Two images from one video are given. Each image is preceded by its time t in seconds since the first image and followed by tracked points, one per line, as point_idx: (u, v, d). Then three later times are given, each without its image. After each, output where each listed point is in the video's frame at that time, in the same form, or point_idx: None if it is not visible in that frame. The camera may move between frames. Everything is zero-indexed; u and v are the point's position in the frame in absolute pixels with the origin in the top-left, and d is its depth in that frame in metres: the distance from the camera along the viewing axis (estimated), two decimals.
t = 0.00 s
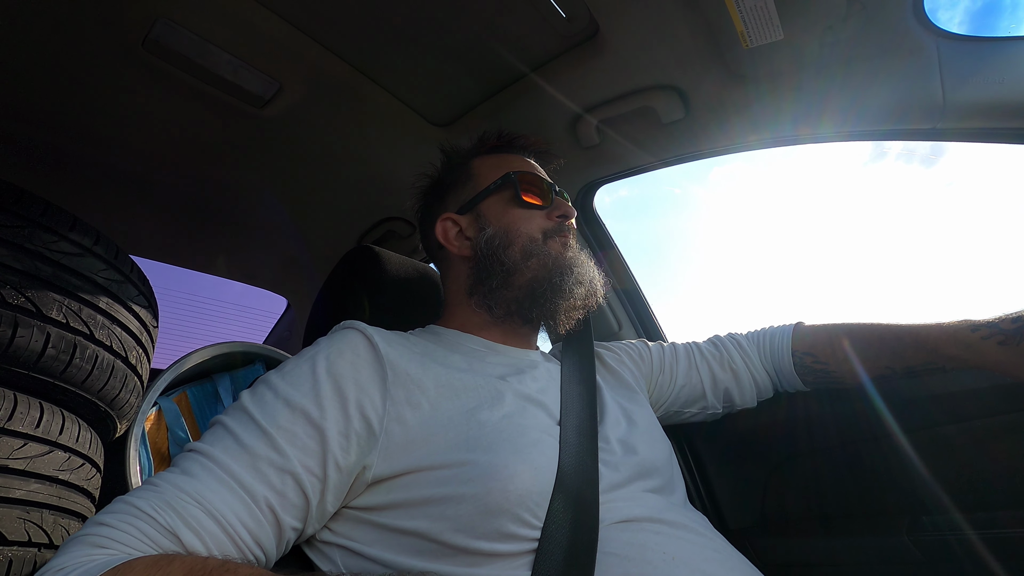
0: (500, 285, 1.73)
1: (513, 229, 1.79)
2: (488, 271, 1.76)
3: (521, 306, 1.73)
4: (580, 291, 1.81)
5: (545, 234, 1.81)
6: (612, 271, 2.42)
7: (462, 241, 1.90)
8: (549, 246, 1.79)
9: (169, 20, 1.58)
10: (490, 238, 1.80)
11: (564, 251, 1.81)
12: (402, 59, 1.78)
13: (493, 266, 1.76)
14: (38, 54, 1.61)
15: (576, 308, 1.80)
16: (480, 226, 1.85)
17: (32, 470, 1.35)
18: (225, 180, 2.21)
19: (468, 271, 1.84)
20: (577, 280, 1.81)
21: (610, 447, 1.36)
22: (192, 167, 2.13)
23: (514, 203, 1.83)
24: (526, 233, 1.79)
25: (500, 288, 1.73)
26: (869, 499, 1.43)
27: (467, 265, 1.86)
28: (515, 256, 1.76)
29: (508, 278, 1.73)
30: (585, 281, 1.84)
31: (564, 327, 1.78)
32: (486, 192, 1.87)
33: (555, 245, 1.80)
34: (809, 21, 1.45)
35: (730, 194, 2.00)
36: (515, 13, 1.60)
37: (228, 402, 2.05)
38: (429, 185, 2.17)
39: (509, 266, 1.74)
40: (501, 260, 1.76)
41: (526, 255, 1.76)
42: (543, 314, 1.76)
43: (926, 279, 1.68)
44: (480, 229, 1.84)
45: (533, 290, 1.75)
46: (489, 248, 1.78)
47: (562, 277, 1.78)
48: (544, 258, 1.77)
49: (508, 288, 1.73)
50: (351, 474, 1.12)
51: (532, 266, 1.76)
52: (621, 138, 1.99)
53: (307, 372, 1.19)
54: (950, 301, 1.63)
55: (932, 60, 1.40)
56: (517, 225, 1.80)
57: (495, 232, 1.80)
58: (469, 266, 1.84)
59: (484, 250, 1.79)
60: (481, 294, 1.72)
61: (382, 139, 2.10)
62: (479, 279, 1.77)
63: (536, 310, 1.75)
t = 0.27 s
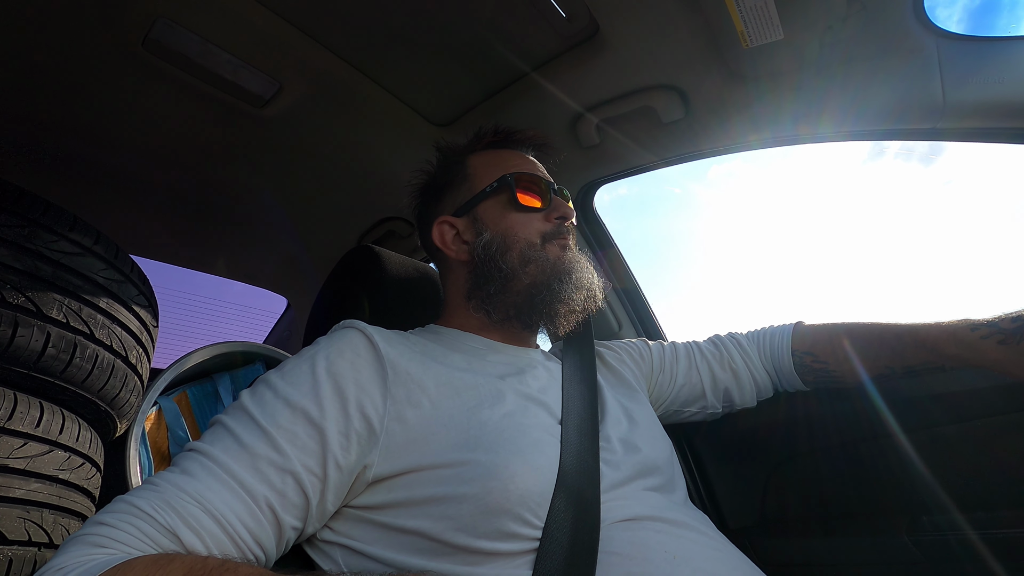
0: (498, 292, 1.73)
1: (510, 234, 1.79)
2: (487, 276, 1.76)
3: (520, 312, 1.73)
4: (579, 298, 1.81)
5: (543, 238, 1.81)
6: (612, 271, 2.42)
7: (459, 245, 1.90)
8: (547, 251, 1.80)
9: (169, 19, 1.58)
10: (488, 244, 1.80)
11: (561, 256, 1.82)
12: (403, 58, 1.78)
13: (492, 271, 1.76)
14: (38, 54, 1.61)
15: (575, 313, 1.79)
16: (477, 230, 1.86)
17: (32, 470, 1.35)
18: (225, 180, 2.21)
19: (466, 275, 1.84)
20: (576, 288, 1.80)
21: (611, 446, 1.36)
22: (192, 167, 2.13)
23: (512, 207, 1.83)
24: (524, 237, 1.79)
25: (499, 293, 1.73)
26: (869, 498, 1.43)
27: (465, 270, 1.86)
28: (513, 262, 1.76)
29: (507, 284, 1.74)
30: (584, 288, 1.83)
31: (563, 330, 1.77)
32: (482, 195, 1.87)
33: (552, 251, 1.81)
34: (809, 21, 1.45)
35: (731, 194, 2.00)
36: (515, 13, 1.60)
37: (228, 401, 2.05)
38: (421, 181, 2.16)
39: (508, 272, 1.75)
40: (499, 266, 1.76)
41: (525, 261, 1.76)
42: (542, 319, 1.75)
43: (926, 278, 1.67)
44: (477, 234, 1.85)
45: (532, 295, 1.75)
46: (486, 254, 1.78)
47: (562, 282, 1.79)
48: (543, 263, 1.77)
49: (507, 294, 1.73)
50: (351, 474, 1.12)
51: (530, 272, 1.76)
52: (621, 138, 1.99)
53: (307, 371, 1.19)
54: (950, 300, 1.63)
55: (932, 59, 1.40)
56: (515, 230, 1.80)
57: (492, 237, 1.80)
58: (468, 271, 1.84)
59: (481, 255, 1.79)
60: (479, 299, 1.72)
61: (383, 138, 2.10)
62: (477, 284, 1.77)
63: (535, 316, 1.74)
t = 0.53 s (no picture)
0: (496, 289, 1.73)
1: (506, 233, 1.79)
2: (484, 276, 1.76)
3: (518, 309, 1.73)
4: (576, 295, 1.81)
5: (539, 236, 1.81)
6: (612, 271, 2.42)
7: (456, 245, 1.91)
8: (543, 250, 1.79)
9: (169, 19, 1.57)
10: (484, 243, 1.80)
11: (557, 254, 1.81)
12: (403, 58, 1.78)
13: (488, 271, 1.76)
14: (38, 54, 1.61)
15: (572, 309, 1.79)
16: (474, 230, 1.86)
17: (32, 471, 1.35)
18: (225, 180, 2.21)
19: (464, 275, 1.84)
20: (573, 284, 1.80)
21: (611, 444, 1.36)
22: (192, 167, 2.13)
23: (506, 207, 1.83)
24: (520, 236, 1.79)
25: (496, 292, 1.73)
26: (870, 498, 1.43)
27: (462, 269, 1.86)
28: (510, 261, 1.76)
29: (504, 282, 1.74)
30: (580, 284, 1.83)
31: (559, 327, 1.78)
32: (476, 197, 1.87)
33: (548, 250, 1.80)
34: (809, 22, 1.45)
35: (731, 193, 2.00)
36: (516, 13, 1.60)
37: (228, 401, 2.05)
38: (422, 181, 2.16)
39: (504, 270, 1.75)
40: (495, 265, 1.76)
41: (521, 259, 1.76)
42: (540, 317, 1.75)
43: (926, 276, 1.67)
44: (473, 233, 1.85)
45: (530, 293, 1.75)
46: (483, 253, 1.79)
47: (560, 280, 1.78)
48: (539, 261, 1.77)
49: (504, 292, 1.73)
50: (352, 473, 1.12)
51: (527, 270, 1.76)
52: (622, 138, 1.99)
53: (307, 371, 1.19)
54: (949, 300, 1.63)
55: (931, 60, 1.41)
56: (511, 228, 1.80)
57: (488, 236, 1.81)
58: (465, 270, 1.85)
59: (478, 255, 1.79)
60: (477, 298, 1.72)
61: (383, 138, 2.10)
62: (475, 284, 1.77)
63: (533, 313, 1.74)
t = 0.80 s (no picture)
0: (494, 289, 1.73)
1: (504, 234, 1.79)
2: (483, 276, 1.76)
3: (517, 309, 1.73)
4: (574, 294, 1.80)
5: (538, 237, 1.81)
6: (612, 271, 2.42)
7: (454, 246, 1.91)
8: (541, 250, 1.79)
9: (169, 20, 1.58)
10: (482, 244, 1.80)
11: (556, 254, 1.81)
12: (403, 57, 1.78)
13: (487, 271, 1.76)
14: (38, 54, 1.61)
15: (571, 309, 1.79)
16: (472, 231, 1.86)
17: (32, 470, 1.35)
18: (225, 180, 2.21)
19: (462, 276, 1.84)
20: (571, 284, 1.80)
21: (611, 444, 1.36)
22: (192, 167, 2.13)
23: (505, 208, 1.83)
24: (518, 237, 1.79)
25: (495, 292, 1.73)
26: (870, 498, 1.43)
27: (461, 270, 1.86)
28: (508, 261, 1.76)
29: (502, 283, 1.74)
30: (578, 283, 1.82)
31: (559, 327, 1.78)
32: (474, 198, 1.88)
33: (546, 250, 1.80)
34: (809, 22, 1.45)
35: (731, 194, 2.00)
36: (516, 13, 1.60)
37: (228, 401, 2.05)
38: (421, 181, 2.16)
39: (503, 271, 1.75)
40: (494, 265, 1.76)
41: (519, 259, 1.76)
42: (539, 316, 1.76)
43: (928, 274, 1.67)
44: (472, 234, 1.85)
45: (529, 293, 1.75)
46: (481, 253, 1.79)
47: (559, 280, 1.79)
48: (538, 261, 1.77)
49: (502, 292, 1.73)
50: (352, 472, 1.12)
51: (525, 271, 1.76)
52: (622, 137, 1.99)
53: (306, 371, 1.19)
54: (950, 300, 1.63)
55: (932, 60, 1.40)
56: (509, 230, 1.80)
57: (487, 237, 1.81)
58: (463, 271, 1.85)
59: (477, 255, 1.80)
60: (476, 298, 1.73)
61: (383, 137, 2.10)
62: (473, 284, 1.77)
63: (532, 313, 1.74)
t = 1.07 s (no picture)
0: (494, 290, 1.73)
1: (505, 234, 1.79)
2: (483, 277, 1.76)
3: (517, 310, 1.73)
4: (573, 295, 1.80)
5: (538, 237, 1.81)
6: (612, 271, 2.42)
7: (454, 246, 1.91)
8: (542, 251, 1.79)
9: (169, 19, 1.57)
10: (482, 244, 1.81)
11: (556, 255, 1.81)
12: (403, 57, 1.77)
13: (487, 271, 1.76)
14: (38, 54, 1.61)
15: (571, 310, 1.79)
16: (472, 231, 1.86)
17: (32, 470, 1.35)
18: (225, 179, 2.21)
19: (462, 276, 1.84)
20: (571, 284, 1.80)
21: (611, 444, 1.36)
22: (192, 167, 2.13)
23: (505, 208, 1.83)
24: (519, 238, 1.79)
25: (495, 292, 1.73)
26: (870, 498, 1.43)
27: (461, 270, 1.86)
28: (508, 261, 1.76)
29: (502, 283, 1.74)
30: (577, 285, 1.82)
31: (560, 327, 1.78)
32: (475, 198, 1.88)
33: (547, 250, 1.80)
34: (808, 22, 1.45)
35: (732, 194, 2.00)
36: (516, 13, 1.60)
37: (228, 401, 2.05)
38: (422, 181, 2.16)
39: (503, 272, 1.75)
40: (494, 266, 1.76)
41: (519, 260, 1.76)
42: (539, 317, 1.76)
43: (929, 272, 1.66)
44: (472, 234, 1.85)
45: (529, 293, 1.75)
46: (481, 254, 1.79)
47: (559, 281, 1.78)
48: (538, 262, 1.77)
49: (502, 292, 1.73)
50: (352, 472, 1.12)
51: (524, 271, 1.76)
52: (622, 137, 1.99)
53: (306, 371, 1.19)
54: (950, 301, 1.63)
55: (932, 59, 1.40)
56: (510, 230, 1.80)
57: (487, 237, 1.81)
58: (463, 271, 1.85)
59: (477, 255, 1.80)
60: (475, 298, 1.73)
61: (382, 136, 2.10)
62: (473, 284, 1.77)
63: (532, 314, 1.74)
